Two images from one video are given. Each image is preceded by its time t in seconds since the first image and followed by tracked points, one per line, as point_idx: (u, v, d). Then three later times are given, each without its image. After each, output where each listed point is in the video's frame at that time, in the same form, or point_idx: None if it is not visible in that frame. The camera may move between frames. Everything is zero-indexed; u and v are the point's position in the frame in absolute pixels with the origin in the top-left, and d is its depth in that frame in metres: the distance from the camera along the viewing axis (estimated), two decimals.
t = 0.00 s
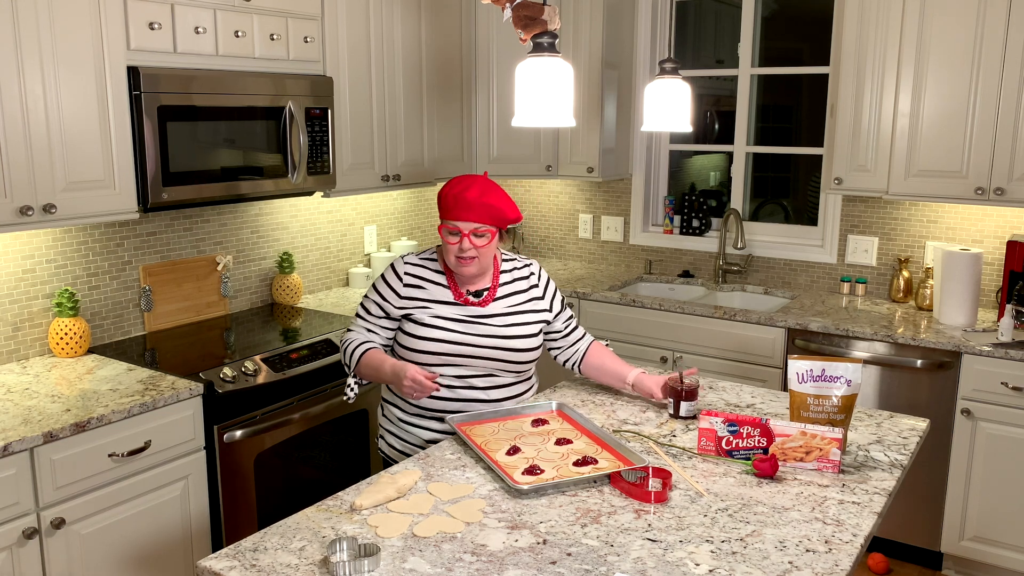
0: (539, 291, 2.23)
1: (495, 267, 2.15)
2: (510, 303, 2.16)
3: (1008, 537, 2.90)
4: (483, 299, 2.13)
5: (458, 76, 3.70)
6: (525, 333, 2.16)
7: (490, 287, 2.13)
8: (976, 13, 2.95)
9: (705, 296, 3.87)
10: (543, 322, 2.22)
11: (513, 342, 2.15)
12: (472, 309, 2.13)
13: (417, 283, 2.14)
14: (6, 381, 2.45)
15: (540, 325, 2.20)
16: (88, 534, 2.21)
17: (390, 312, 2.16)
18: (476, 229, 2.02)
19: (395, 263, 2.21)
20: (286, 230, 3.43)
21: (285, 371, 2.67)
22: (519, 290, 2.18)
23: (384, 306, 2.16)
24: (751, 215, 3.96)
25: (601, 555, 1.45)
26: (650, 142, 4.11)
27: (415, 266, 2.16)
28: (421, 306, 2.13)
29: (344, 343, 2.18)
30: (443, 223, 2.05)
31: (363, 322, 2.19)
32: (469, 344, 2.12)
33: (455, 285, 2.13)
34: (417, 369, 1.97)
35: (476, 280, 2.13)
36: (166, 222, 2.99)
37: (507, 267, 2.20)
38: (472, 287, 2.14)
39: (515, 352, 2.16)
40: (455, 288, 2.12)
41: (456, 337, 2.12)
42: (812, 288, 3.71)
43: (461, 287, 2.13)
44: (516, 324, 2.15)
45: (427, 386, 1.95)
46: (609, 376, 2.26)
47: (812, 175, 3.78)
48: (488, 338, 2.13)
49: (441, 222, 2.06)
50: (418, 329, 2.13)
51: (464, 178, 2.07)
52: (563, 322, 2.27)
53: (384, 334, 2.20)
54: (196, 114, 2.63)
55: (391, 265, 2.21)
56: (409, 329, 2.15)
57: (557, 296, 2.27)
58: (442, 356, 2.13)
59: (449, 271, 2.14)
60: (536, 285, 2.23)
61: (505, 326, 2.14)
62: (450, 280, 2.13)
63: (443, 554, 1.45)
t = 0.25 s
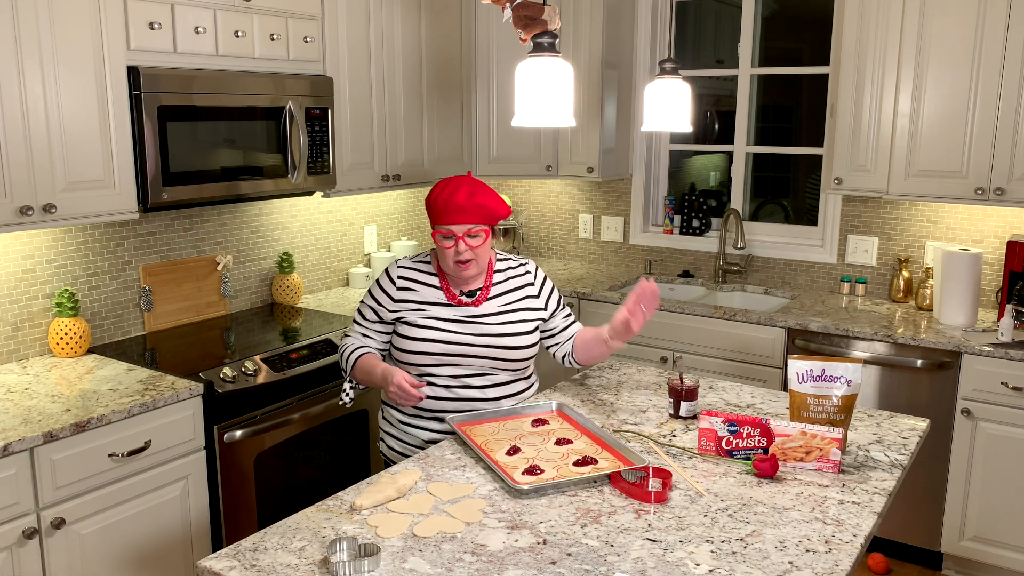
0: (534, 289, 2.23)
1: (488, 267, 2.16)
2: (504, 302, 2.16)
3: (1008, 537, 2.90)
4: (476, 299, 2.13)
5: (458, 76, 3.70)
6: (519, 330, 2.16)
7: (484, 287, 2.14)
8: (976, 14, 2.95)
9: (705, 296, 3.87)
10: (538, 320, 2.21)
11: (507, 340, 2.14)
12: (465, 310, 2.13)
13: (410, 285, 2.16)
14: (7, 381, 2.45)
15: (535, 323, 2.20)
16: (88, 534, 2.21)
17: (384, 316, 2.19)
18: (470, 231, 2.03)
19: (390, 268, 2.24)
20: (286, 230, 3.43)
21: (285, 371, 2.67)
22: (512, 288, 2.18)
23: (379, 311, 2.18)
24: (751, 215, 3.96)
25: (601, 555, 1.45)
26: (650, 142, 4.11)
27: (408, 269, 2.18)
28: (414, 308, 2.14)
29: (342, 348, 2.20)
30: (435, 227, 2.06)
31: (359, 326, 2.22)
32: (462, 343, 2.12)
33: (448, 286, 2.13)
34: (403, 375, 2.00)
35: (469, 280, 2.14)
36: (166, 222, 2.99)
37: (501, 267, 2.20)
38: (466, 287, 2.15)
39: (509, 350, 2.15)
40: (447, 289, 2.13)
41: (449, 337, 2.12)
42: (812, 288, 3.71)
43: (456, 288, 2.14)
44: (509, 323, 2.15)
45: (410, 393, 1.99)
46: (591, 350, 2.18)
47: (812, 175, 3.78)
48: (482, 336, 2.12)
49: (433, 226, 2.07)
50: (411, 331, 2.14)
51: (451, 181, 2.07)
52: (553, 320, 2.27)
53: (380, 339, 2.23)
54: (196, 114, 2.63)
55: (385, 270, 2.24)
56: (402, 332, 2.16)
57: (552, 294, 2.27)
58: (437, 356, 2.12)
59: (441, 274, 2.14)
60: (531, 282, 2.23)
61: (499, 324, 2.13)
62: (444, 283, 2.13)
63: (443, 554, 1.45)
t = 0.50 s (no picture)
0: (524, 276, 2.22)
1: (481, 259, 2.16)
2: (496, 290, 2.16)
3: (1008, 537, 2.90)
4: (469, 290, 2.14)
5: (458, 76, 3.70)
6: (511, 317, 2.14)
7: (477, 279, 2.15)
8: (976, 14, 2.95)
9: (705, 296, 3.87)
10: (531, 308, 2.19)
11: (499, 327, 2.12)
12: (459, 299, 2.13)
13: (404, 275, 2.17)
14: (7, 380, 2.45)
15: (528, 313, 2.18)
16: (88, 534, 2.21)
17: (378, 308, 2.19)
18: (453, 221, 2.04)
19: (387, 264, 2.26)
20: (286, 230, 3.43)
21: (285, 371, 2.67)
22: (505, 280, 2.18)
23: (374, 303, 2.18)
24: (751, 215, 3.96)
25: (601, 555, 1.45)
26: (650, 142, 4.11)
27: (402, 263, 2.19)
28: (407, 298, 2.15)
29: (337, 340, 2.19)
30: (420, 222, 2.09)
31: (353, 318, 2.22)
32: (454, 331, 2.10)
33: (440, 279, 2.14)
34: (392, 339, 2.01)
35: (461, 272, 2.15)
36: (166, 222, 2.99)
37: (493, 258, 2.21)
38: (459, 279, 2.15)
39: (502, 338, 2.13)
40: (440, 280, 2.14)
41: (441, 326, 2.10)
42: (812, 288, 3.71)
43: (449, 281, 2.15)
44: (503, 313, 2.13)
45: (392, 350, 1.97)
46: (567, 308, 2.09)
47: (812, 175, 3.78)
48: (474, 323, 2.11)
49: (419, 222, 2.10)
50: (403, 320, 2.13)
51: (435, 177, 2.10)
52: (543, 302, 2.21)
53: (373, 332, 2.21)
54: (196, 114, 2.63)
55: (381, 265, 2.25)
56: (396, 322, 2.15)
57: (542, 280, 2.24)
58: (430, 345, 2.10)
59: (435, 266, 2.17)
60: (520, 271, 2.23)
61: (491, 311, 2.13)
62: (436, 275, 2.15)
63: (444, 554, 1.45)
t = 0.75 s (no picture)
0: (502, 275, 2.20)
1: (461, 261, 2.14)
2: (476, 291, 2.13)
3: (1008, 537, 2.90)
4: (448, 292, 2.11)
5: (458, 75, 3.70)
6: (491, 317, 2.11)
7: (456, 281, 2.12)
8: (976, 14, 2.95)
9: (705, 296, 3.87)
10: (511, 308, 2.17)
11: (478, 327, 2.09)
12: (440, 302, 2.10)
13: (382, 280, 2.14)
14: (7, 380, 2.45)
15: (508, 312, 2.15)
16: (88, 534, 2.21)
17: (357, 315, 2.14)
18: (438, 221, 2.02)
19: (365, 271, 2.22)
20: (286, 230, 3.43)
21: (285, 371, 2.67)
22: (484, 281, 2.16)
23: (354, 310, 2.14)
24: (751, 215, 3.96)
25: (601, 555, 1.45)
26: (650, 142, 4.11)
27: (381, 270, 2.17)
28: (386, 303, 2.11)
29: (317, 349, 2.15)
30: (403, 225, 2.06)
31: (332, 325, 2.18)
32: (434, 333, 2.07)
33: (420, 282, 2.12)
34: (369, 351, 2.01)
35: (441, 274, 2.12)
36: (166, 222, 2.99)
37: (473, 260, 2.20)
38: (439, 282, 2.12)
39: (482, 337, 2.10)
40: (419, 284, 2.11)
41: (420, 328, 2.07)
42: (812, 288, 3.71)
43: (429, 285, 2.12)
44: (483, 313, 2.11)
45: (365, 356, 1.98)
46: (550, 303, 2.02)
47: (812, 175, 3.78)
48: (454, 323, 2.08)
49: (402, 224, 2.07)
50: (381, 324, 2.09)
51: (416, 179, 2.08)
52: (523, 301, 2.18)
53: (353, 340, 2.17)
54: (196, 114, 2.63)
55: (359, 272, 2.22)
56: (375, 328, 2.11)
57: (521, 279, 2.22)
58: (409, 347, 2.06)
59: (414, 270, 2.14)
60: (498, 271, 2.21)
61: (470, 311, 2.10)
62: (416, 279, 2.12)
63: (444, 554, 1.45)
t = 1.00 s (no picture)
0: (470, 284, 2.13)
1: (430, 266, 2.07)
2: (442, 300, 2.06)
3: (1009, 537, 2.91)
4: (413, 298, 2.04)
5: (458, 75, 3.70)
6: (456, 327, 2.05)
7: (423, 287, 2.05)
8: (976, 14, 2.95)
9: (705, 296, 3.87)
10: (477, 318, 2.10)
11: (441, 337, 2.02)
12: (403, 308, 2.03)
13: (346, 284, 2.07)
14: (7, 380, 2.45)
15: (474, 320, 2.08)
16: (88, 534, 2.21)
17: (320, 320, 2.09)
18: (408, 217, 1.97)
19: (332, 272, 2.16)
20: (286, 230, 3.43)
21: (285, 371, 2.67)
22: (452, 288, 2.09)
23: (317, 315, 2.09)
24: (751, 215, 3.96)
25: (601, 555, 1.45)
26: (650, 142, 4.12)
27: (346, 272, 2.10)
28: (348, 309, 2.05)
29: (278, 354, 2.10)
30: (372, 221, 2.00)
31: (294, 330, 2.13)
32: (394, 342, 2.01)
33: (386, 287, 2.05)
34: (325, 369, 1.90)
35: (408, 280, 2.05)
36: (166, 222, 2.99)
37: (443, 265, 2.13)
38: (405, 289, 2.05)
39: (446, 348, 2.03)
40: (385, 289, 2.05)
41: (381, 335, 2.01)
42: (812, 288, 3.71)
43: (396, 290, 2.04)
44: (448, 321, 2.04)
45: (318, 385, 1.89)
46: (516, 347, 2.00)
47: (812, 175, 3.78)
48: (416, 332, 2.01)
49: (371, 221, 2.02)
50: (342, 331, 2.03)
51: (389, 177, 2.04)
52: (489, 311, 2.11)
53: (314, 346, 2.12)
54: (196, 114, 2.63)
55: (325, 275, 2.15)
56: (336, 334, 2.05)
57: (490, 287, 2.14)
58: (369, 355, 2.00)
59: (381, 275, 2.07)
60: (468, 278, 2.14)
61: (433, 320, 2.03)
62: (382, 283, 2.05)
63: (444, 554, 1.45)
